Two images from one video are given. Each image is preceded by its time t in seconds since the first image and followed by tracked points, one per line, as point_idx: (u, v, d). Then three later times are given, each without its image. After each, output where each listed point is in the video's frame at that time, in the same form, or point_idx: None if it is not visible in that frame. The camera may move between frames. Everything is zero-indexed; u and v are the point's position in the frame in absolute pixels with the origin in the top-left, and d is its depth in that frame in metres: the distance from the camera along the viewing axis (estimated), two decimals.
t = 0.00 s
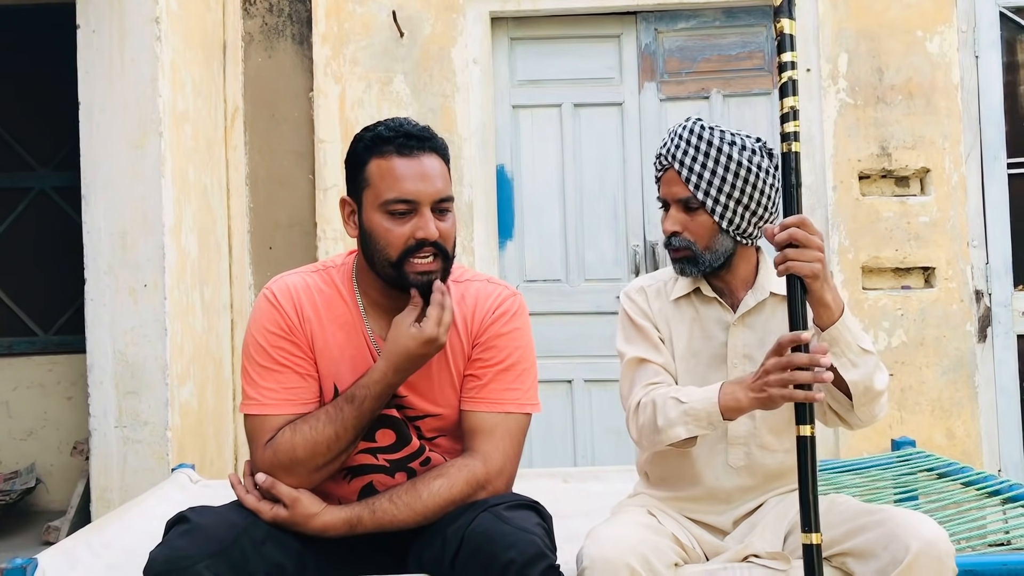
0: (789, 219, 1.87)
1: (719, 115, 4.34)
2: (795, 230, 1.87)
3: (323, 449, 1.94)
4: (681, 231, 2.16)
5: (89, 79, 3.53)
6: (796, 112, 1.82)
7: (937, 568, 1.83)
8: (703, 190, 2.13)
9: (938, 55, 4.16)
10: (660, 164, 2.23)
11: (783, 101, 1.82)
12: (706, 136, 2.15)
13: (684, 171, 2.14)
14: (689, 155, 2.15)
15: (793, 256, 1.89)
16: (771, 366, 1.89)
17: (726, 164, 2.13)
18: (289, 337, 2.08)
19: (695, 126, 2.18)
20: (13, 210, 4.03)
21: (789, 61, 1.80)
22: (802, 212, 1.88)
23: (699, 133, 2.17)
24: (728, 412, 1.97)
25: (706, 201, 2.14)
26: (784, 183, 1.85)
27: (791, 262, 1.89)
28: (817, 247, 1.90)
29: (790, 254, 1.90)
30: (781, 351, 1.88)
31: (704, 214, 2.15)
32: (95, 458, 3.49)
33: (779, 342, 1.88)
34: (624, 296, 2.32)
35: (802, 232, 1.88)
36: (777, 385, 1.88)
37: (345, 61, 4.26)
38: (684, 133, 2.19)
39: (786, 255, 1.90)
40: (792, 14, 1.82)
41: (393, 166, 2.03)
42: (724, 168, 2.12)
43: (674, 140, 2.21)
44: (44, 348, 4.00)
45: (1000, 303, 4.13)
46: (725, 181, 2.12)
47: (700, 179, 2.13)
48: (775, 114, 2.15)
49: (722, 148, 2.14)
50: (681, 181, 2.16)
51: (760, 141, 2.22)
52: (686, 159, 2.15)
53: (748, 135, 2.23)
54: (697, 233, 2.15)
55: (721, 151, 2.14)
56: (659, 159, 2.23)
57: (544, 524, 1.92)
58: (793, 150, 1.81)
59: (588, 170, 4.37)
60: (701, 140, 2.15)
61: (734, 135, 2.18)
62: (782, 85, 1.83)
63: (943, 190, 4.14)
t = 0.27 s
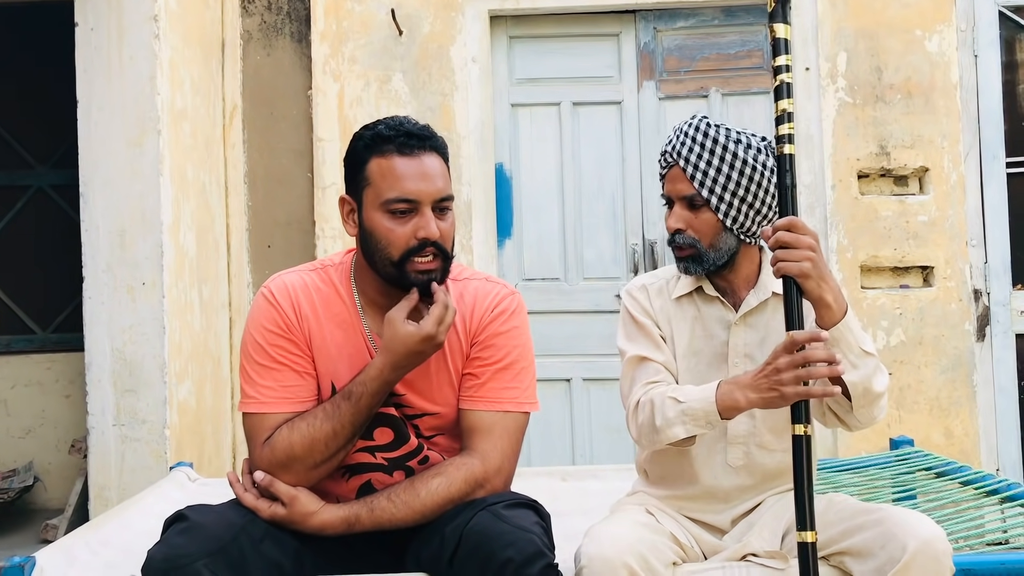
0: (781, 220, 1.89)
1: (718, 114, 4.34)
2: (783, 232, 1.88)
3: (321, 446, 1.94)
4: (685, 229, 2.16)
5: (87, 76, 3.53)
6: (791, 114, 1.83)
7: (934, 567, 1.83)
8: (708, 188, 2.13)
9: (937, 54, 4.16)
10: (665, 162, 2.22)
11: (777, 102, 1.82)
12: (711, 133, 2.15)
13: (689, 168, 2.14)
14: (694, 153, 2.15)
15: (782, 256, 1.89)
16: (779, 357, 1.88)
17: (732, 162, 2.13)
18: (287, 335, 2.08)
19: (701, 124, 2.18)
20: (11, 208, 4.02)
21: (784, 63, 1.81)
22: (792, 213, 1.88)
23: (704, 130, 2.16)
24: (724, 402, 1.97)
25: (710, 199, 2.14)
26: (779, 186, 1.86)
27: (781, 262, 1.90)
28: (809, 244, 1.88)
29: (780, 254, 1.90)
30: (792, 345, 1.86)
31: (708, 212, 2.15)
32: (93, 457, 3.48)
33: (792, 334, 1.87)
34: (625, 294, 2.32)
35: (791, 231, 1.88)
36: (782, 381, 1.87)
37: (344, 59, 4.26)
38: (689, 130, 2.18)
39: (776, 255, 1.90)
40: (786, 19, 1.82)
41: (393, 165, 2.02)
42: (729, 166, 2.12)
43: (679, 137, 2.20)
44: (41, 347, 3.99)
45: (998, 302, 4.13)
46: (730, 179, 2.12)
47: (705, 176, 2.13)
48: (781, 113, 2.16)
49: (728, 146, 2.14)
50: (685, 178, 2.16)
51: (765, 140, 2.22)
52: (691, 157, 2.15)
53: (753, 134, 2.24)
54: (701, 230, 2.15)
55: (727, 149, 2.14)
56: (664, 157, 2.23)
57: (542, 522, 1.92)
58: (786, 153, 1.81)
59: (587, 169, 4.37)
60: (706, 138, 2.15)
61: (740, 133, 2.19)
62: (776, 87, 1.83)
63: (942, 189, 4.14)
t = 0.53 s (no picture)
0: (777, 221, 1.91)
1: (716, 113, 4.34)
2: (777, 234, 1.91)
3: (320, 441, 1.94)
4: (687, 227, 2.17)
5: (86, 73, 3.52)
6: (789, 114, 1.82)
7: (931, 565, 1.83)
8: (710, 186, 2.13)
9: (936, 53, 4.16)
10: (667, 159, 2.22)
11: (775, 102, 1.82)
12: (714, 132, 2.15)
13: (691, 166, 2.14)
14: (696, 151, 2.14)
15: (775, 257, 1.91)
16: (790, 347, 1.89)
17: (733, 161, 2.13)
18: (286, 331, 2.08)
19: (704, 122, 2.18)
20: (9, 205, 4.02)
21: (783, 63, 1.81)
22: (785, 214, 1.91)
23: (707, 128, 2.16)
24: (722, 388, 1.97)
25: (712, 197, 2.14)
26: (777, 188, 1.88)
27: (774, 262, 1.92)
28: (801, 244, 1.90)
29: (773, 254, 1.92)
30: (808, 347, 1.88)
31: (710, 210, 2.15)
32: (92, 454, 3.48)
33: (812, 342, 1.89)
34: (625, 291, 2.32)
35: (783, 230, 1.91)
36: (784, 370, 1.87)
37: (343, 56, 4.25)
38: (692, 128, 2.18)
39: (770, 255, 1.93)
40: (786, 19, 1.83)
41: (395, 164, 2.02)
42: (731, 165, 2.13)
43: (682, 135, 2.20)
44: (40, 344, 3.99)
45: (997, 301, 4.13)
46: (732, 178, 2.13)
47: (708, 174, 2.13)
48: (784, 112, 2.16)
49: (731, 145, 2.14)
50: (687, 176, 2.16)
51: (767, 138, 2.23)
52: (694, 155, 2.14)
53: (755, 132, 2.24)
54: (703, 228, 2.15)
55: (729, 148, 2.14)
56: (665, 154, 2.23)
57: (540, 520, 1.92)
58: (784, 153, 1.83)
59: (585, 167, 4.37)
60: (708, 136, 2.15)
61: (742, 131, 2.19)
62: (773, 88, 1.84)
63: (940, 188, 4.15)
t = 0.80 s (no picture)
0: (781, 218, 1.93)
1: (715, 109, 4.34)
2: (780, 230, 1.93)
3: (319, 435, 1.95)
4: (688, 224, 2.16)
5: (84, 69, 3.51)
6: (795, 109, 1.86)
7: (930, 562, 1.83)
8: (711, 184, 2.13)
9: (935, 50, 4.16)
10: (668, 156, 2.22)
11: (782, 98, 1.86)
12: (716, 128, 2.15)
13: (692, 163, 2.14)
14: (698, 148, 2.14)
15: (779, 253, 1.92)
16: (796, 346, 1.88)
17: (735, 157, 2.13)
18: (283, 326, 2.08)
19: (705, 119, 2.18)
20: (7, 200, 4.01)
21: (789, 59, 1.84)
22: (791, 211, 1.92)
23: (709, 126, 2.16)
24: (729, 386, 1.96)
25: (713, 195, 2.14)
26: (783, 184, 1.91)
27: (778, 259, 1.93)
28: (806, 240, 1.90)
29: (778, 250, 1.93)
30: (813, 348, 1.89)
31: (711, 208, 2.15)
32: (90, 450, 3.48)
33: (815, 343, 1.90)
34: (625, 287, 2.32)
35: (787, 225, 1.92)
36: (790, 370, 1.87)
37: (341, 52, 4.25)
38: (694, 126, 2.18)
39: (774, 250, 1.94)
40: (793, 15, 1.84)
41: (400, 162, 2.01)
42: (732, 162, 2.12)
43: (683, 131, 2.20)
44: (38, 339, 3.99)
45: (995, 299, 4.14)
46: (733, 175, 2.12)
47: (709, 172, 2.13)
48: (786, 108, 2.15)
49: (732, 141, 2.14)
50: (688, 174, 2.16)
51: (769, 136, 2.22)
52: (695, 152, 2.14)
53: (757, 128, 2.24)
54: (704, 226, 2.15)
55: (730, 145, 2.14)
56: (667, 151, 2.22)
57: (539, 516, 1.92)
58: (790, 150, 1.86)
59: (584, 163, 4.37)
60: (710, 133, 2.15)
61: (745, 128, 2.18)
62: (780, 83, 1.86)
63: (939, 185, 4.15)
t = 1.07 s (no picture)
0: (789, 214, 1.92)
1: (714, 106, 4.34)
2: (792, 226, 1.92)
3: (317, 430, 1.95)
4: (689, 223, 2.16)
5: (81, 64, 3.50)
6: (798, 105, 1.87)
7: (928, 558, 1.84)
8: (713, 182, 2.13)
9: (933, 47, 4.16)
10: (667, 155, 2.21)
11: (785, 93, 1.86)
12: (716, 126, 2.15)
13: (695, 163, 2.13)
14: (700, 147, 2.14)
15: (793, 248, 1.92)
16: (793, 343, 1.89)
17: (736, 154, 2.13)
18: (282, 321, 2.07)
19: (706, 116, 2.18)
20: (4, 195, 4.00)
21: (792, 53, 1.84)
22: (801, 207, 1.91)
23: (710, 123, 2.16)
24: (732, 384, 1.97)
25: (715, 193, 2.13)
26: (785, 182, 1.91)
27: (792, 256, 1.92)
28: (817, 238, 1.91)
29: (790, 246, 1.92)
30: (813, 345, 1.89)
31: (713, 206, 2.15)
32: (87, 446, 3.47)
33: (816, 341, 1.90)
34: (624, 283, 2.32)
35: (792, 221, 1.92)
36: (787, 367, 1.88)
37: (339, 48, 4.24)
38: (694, 123, 2.18)
39: (786, 245, 1.93)
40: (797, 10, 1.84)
41: (400, 169, 2.01)
42: (733, 159, 2.12)
43: (684, 128, 2.19)
44: (35, 335, 3.98)
45: (992, 296, 4.14)
46: (734, 173, 2.12)
47: (710, 170, 2.12)
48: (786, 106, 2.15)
49: (734, 139, 2.14)
50: (689, 172, 2.16)
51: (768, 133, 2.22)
52: (697, 151, 2.13)
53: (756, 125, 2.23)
54: (706, 225, 2.15)
55: (732, 142, 2.14)
56: (666, 150, 2.22)
57: (537, 512, 1.92)
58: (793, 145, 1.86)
59: (582, 159, 4.37)
60: (710, 130, 2.15)
61: (744, 126, 2.18)
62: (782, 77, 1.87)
63: (937, 182, 4.15)
